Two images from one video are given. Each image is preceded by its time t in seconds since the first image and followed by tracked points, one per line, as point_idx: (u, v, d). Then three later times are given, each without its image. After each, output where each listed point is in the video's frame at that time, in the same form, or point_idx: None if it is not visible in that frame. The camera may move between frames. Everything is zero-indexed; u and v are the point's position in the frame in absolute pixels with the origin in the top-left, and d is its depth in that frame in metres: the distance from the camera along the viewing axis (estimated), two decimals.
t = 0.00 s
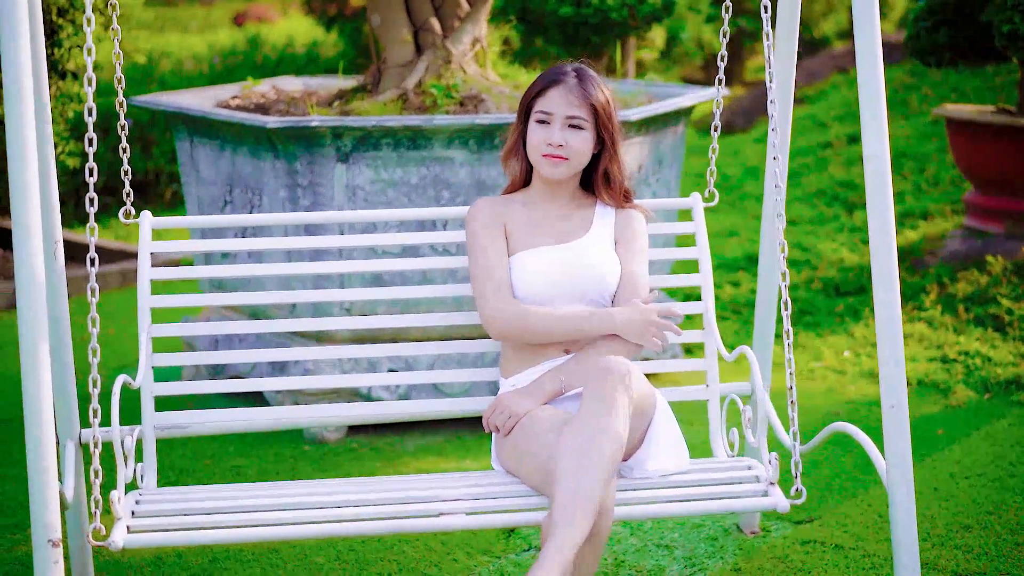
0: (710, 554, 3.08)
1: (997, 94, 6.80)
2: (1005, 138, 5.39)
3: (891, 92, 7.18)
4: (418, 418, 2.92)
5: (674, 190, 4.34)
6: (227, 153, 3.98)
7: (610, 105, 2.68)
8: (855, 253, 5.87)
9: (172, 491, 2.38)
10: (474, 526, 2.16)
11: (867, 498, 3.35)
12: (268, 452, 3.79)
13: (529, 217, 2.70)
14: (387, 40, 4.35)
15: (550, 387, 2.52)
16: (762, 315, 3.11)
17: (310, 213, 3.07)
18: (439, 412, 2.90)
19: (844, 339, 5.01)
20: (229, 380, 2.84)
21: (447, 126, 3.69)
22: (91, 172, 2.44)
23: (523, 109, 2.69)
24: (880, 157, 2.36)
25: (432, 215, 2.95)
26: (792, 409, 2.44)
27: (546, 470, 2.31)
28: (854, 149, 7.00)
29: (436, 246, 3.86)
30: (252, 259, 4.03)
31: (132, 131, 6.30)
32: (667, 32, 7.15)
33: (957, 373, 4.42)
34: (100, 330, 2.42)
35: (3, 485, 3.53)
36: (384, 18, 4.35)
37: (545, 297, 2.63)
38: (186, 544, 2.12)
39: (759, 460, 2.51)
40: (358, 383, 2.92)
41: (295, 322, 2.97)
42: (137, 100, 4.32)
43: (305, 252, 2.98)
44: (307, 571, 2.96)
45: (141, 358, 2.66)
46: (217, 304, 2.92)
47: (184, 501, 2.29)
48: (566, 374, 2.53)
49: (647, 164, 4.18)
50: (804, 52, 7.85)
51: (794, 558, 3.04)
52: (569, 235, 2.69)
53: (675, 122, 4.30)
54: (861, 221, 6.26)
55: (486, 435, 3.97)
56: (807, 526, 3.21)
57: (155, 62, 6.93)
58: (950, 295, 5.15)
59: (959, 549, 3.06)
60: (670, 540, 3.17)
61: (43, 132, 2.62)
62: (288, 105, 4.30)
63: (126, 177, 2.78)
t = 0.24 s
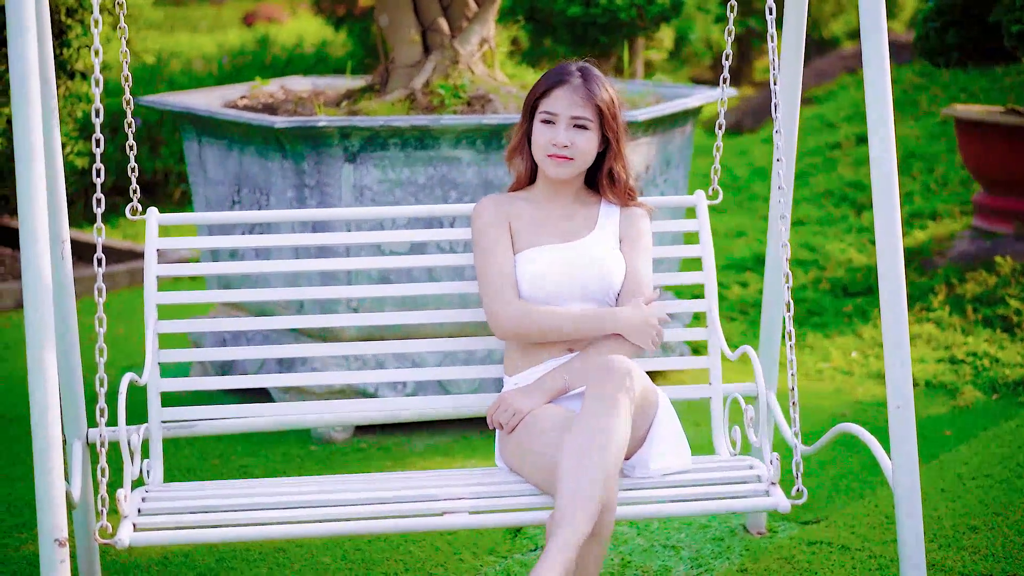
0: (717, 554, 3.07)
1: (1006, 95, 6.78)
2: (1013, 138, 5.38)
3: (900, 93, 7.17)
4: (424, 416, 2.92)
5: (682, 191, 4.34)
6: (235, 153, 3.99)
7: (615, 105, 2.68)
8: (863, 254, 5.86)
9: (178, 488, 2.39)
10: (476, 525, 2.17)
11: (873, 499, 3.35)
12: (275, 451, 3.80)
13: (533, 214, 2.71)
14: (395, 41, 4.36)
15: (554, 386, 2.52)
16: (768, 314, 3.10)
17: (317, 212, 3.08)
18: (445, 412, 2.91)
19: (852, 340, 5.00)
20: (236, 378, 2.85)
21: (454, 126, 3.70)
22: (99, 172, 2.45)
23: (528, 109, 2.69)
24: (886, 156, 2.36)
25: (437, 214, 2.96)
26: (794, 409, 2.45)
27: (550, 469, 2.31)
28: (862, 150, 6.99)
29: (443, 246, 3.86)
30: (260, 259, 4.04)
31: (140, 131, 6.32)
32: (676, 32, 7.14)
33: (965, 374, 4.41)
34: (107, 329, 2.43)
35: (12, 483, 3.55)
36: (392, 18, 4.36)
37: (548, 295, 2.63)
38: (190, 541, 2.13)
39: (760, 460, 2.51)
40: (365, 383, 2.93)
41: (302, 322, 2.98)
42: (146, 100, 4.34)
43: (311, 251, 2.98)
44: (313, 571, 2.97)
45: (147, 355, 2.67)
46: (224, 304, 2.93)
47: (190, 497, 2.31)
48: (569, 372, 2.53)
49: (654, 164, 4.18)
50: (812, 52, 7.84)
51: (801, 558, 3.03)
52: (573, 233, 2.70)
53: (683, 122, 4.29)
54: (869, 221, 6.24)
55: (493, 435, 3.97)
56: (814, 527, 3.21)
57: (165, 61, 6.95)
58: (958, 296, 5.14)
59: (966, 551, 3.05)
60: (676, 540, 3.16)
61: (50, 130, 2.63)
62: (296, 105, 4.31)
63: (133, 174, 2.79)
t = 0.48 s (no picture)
0: (722, 556, 3.07)
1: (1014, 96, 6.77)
2: (1019, 139, 5.37)
3: (906, 93, 7.16)
4: (430, 418, 2.93)
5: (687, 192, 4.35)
6: (241, 154, 4.00)
7: (619, 105, 2.67)
8: (870, 255, 5.85)
9: (183, 486, 2.40)
10: (478, 524, 2.17)
11: (879, 501, 3.34)
12: (281, 452, 3.81)
13: (536, 213, 2.71)
14: (402, 41, 4.37)
15: (555, 385, 2.52)
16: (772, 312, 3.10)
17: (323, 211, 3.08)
18: (450, 413, 2.92)
19: (858, 341, 4.99)
20: (241, 377, 2.86)
21: (460, 127, 3.70)
22: (105, 173, 2.45)
23: (533, 109, 2.69)
24: (892, 156, 2.35)
25: (442, 215, 2.96)
26: (794, 408, 2.46)
27: (551, 468, 2.32)
28: (869, 151, 6.98)
29: (449, 247, 3.87)
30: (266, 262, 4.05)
31: (147, 132, 6.34)
32: (682, 33, 7.15)
33: (971, 375, 4.41)
34: (113, 329, 2.44)
35: (19, 483, 3.57)
36: (399, 19, 4.37)
37: (549, 295, 2.63)
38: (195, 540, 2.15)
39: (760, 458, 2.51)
40: (371, 384, 2.94)
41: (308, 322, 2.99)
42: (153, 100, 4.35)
43: (318, 250, 2.99)
44: (319, 572, 2.97)
45: (154, 351, 2.68)
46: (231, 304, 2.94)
47: (196, 494, 2.32)
48: (570, 371, 2.54)
49: (660, 164, 4.18)
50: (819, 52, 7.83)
51: (806, 560, 3.03)
52: (575, 232, 2.70)
53: (689, 123, 4.30)
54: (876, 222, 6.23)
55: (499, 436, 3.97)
56: (820, 528, 3.20)
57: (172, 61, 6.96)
58: (964, 297, 5.14)
59: (971, 552, 3.05)
60: (682, 541, 3.16)
61: (57, 129, 2.64)
62: (302, 106, 4.32)
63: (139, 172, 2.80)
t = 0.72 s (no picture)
0: (726, 557, 3.06)
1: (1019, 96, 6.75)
2: None
3: (912, 94, 7.15)
4: (434, 419, 2.93)
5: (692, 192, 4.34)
6: (245, 154, 4.01)
7: (623, 105, 2.66)
8: (875, 255, 5.84)
9: (188, 483, 2.40)
10: (481, 523, 2.17)
11: (884, 502, 3.33)
12: (285, 452, 3.81)
13: (538, 212, 2.70)
14: (406, 41, 4.37)
15: (556, 385, 2.52)
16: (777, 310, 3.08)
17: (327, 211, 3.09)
18: (455, 413, 2.91)
19: (863, 341, 4.98)
20: (245, 376, 2.86)
21: (464, 127, 3.70)
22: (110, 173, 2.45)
23: (536, 109, 2.68)
24: (897, 157, 2.35)
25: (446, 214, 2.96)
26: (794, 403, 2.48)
27: (554, 467, 2.32)
28: (874, 151, 6.97)
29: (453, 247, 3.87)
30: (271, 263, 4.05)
31: (152, 132, 6.35)
32: (687, 33, 7.14)
33: (976, 376, 4.40)
34: (118, 328, 2.44)
35: (23, 483, 3.57)
36: (403, 19, 4.36)
37: (550, 296, 2.63)
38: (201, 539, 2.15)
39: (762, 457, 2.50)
40: (375, 385, 2.93)
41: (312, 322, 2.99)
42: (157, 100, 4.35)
43: (322, 249, 2.99)
44: (323, 573, 2.97)
45: (159, 348, 2.68)
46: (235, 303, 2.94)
47: (200, 492, 2.32)
48: (572, 371, 2.53)
49: (665, 164, 4.17)
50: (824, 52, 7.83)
51: (811, 561, 3.02)
52: (577, 232, 2.69)
53: (694, 124, 4.29)
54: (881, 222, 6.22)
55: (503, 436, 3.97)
56: (824, 530, 3.20)
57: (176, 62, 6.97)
58: (969, 298, 5.12)
59: (976, 554, 3.04)
60: (686, 542, 3.15)
61: (61, 129, 2.64)
62: (307, 106, 4.32)
63: (143, 170, 2.80)
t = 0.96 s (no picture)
0: (731, 558, 3.06)
1: None
2: None
3: (915, 94, 7.14)
4: (438, 420, 2.92)
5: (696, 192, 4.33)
6: (249, 154, 4.01)
7: (626, 104, 2.65)
8: (879, 255, 5.83)
9: (193, 480, 2.40)
10: (482, 523, 2.17)
11: (888, 503, 3.32)
12: (288, 453, 3.81)
13: (541, 211, 2.69)
14: (410, 41, 4.36)
15: (558, 383, 2.51)
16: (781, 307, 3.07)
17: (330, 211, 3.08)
18: (457, 414, 2.91)
19: (867, 342, 4.97)
20: (249, 376, 2.86)
21: (468, 127, 3.69)
22: (114, 174, 2.45)
23: (539, 108, 2.67)
24: (902, 159, 2.34)
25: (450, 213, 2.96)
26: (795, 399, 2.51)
27: (556, 467, 2.31)
28: (878, 151, 6.96)
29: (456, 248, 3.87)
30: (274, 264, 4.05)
31: (156, 132, 6.35)
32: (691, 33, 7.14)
33: (981, 376, 4.39)
34: (123, 327, 2.43)
35: (26, 483, 3.57)
36: (407, 19, 4.36)
37: (552, 295, 2.62)
38: (205, 537, 2.15)
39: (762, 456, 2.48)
40: (378, 386, 2.93)
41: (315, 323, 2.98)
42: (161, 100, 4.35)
43: (324, 249, 2.99)
44: (327, 573, 2.97)
45: (162, 345, 2.68)
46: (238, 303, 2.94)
47: (204, 490, 2.31)
48: (574, 368, 2.52)
49: (669, 163, 4.17)
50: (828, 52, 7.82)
51: (815, 562, 3.02)
52: (580, 230, 2.68)
53: (698, 124, 4.28)
54: (886, 222, 6.20)
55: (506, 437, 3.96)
56: (829, 531, 3.19)
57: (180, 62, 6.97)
58: (973, 298, 5.12)
59: (981, 555, 3.03)
60: (690, 543, 3.14)
61: (64, 128, 2.64)
62: (310, 106, 4.32)
63: (147, 167, 2.80)
